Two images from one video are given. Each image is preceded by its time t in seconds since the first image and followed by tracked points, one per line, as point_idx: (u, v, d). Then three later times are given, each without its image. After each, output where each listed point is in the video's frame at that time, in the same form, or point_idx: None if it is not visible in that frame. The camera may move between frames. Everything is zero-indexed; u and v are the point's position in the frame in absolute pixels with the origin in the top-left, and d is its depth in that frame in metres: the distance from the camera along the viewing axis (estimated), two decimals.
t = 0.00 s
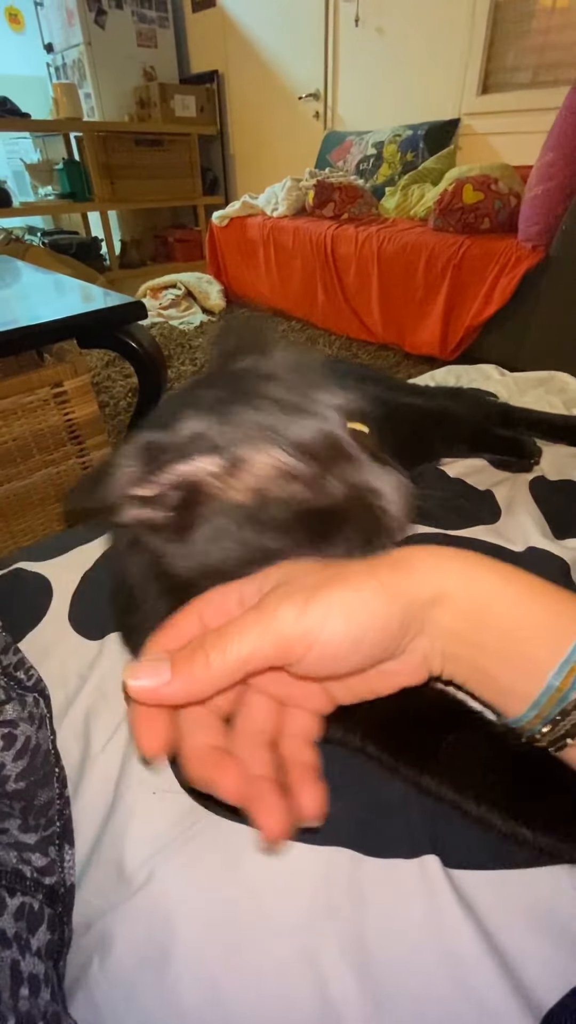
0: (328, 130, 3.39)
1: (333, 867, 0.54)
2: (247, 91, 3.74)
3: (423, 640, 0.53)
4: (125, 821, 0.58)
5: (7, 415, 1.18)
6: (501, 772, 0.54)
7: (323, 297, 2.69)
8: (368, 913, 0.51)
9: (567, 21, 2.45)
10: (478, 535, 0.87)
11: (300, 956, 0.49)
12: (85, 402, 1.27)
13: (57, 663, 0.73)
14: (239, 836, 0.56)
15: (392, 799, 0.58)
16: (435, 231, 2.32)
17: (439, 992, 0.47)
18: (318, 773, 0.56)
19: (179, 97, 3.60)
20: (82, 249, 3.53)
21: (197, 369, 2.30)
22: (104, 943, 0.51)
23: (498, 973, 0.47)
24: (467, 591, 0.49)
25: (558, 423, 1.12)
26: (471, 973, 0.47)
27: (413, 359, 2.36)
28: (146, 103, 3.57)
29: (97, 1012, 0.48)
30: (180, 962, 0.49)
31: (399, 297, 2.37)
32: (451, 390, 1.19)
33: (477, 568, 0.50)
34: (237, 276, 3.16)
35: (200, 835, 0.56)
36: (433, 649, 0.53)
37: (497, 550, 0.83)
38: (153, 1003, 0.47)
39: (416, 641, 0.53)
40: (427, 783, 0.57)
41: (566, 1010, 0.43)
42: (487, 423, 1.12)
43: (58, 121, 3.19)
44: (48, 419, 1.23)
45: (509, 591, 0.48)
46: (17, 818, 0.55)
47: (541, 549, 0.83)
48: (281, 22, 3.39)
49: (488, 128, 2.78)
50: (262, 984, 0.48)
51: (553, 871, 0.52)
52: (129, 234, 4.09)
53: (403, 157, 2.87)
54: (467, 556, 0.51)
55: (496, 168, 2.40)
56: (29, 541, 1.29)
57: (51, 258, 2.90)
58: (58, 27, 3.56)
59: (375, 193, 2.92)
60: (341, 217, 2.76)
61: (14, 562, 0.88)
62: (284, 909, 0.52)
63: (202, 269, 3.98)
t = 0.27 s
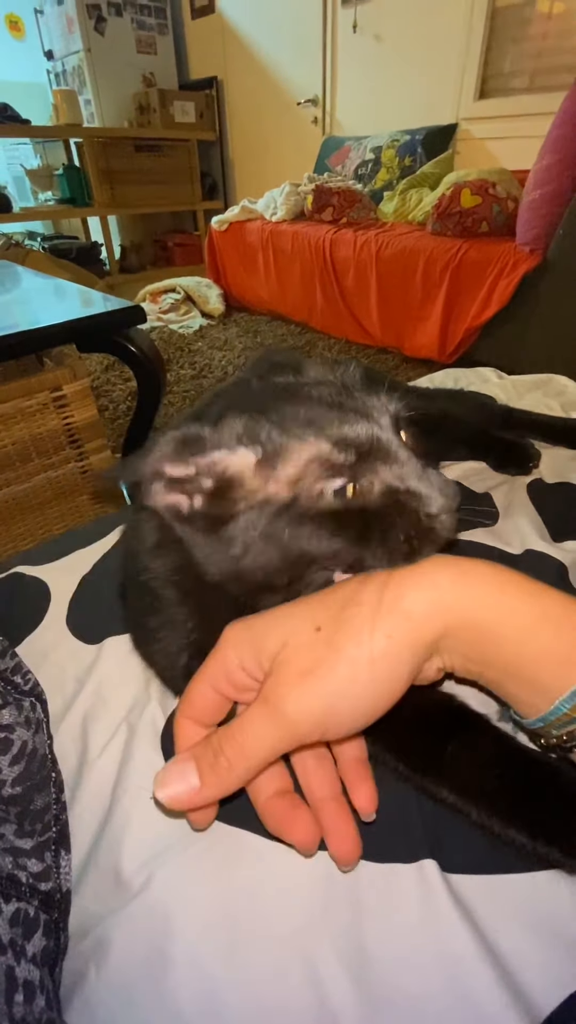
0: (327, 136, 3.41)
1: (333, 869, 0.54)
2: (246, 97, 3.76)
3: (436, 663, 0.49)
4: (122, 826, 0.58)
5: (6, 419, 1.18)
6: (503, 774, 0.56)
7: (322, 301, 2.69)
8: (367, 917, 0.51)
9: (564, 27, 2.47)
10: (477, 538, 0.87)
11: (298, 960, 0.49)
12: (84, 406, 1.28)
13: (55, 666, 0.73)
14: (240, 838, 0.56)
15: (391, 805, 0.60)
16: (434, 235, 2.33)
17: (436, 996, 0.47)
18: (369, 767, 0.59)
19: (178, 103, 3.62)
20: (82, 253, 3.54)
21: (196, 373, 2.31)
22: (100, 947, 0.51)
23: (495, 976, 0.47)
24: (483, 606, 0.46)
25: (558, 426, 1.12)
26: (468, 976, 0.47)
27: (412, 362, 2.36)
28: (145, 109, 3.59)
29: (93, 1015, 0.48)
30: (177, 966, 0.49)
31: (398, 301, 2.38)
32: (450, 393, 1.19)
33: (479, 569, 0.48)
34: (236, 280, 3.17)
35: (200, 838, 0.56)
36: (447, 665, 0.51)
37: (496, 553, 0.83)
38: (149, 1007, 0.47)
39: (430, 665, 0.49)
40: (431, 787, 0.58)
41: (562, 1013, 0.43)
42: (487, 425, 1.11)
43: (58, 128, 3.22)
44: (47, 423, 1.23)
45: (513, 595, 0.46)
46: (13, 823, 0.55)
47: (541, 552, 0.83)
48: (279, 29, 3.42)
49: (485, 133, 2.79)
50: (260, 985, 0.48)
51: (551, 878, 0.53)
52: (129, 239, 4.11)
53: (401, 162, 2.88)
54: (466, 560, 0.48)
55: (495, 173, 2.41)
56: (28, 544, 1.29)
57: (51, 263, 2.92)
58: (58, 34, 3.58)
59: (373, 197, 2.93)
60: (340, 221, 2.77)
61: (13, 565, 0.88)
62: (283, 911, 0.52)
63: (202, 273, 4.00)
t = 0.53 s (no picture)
0: (325, 141, 3.43)
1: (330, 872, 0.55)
2: (245, 102, 3.79)
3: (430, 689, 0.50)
4: (121, 829, 0.59)
5: (6, 424, 1.19)
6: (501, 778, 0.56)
7: (321, 305, 2.71)
8: (364, 918, 0.52)
9: (559, 33, 2.49)
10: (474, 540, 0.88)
11: (296, 961, 0.49)
12: (84, 411, 1.28)
13: (54, 669, 0.73)
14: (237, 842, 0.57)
15: (387, 810, 0.60)
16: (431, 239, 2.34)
17: (433, 994, 0.47)
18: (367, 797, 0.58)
19: (177, 109, 3.64)
20: (81, 258, 3.56)
21: (195, 376, 2.32)
22: (100, 949, 0.51)
23: (491, 975, 0.47)
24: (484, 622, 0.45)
25: (554, 429, 1.13)
26: (465, 975, 0.48)
27: (411, 366, 2.37)
28: (144, 114, 3.61)
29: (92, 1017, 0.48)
30: (176, 967, 0.49)
31: (396, 305, 2.39)
32: (447, 396, 1.20)
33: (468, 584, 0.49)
34: (235, 284, 3.19)
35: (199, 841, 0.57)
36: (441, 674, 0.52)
37: (493, 555, 0.84)
38: (147, 1008, 0.47)
39: (425, 691, 0.49)
40: (426, 793, 0.58)
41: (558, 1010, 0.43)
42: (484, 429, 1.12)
43: (57, 134, 3.24)
44: (47, 428, 1.24)
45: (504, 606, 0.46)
46: (14, 825, 0.55)
47: (537, 554, 0.84)
48: (277, 35, 3.44)
49: (482, 137, 2.81)
50: (259, 984, 0.48)
51: (546, 885, 0.53)
52: (129, 244, 4.13)
53: (398, 167, 2.90)
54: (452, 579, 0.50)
55: (491, 177, 2.42)
56: (28, 549, 1.30)
57: (50, 268, 2.93)
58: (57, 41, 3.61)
59: (371, 201, 2.95)
60: (338, 225, 2.79)
61: (13, 570, 0.89)
62: (281, 913, 0.52)
63: (201, 277, 4.02)
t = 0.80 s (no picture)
0: (323, 142, 3.44)
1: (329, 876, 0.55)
2: (242, 104, 3.79)
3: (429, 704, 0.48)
4: (119, 832, 0.58)
5: (4, 425, 1.18)
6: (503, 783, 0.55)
7: (319, 305, 2.71)
8: (365, 923, 0.51)
9: (556, 35, 2.50)
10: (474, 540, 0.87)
11: (297, 966, 0.49)
12: (82, 412, 1.28)
13: (52, 672, 0.73)
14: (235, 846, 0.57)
15: (388, 813, 0.60)
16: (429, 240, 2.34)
17: (436, 998, 0.47)
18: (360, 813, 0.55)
19: (175, 110, 3.64)
20: (79, 259, 3.56)
21: (193, 377, 2.31)
22: (98, 955, 0.51)
23: (494, 979, 0.47)
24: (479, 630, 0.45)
25: (553, 428, 1.13)
26: (468, 980, 0.47)
27: (409, 366, 2.37)
28: (142, 116, 3.62)
29: None
30: (175, 973, 0.49)
31: (394, 305, 2.39)
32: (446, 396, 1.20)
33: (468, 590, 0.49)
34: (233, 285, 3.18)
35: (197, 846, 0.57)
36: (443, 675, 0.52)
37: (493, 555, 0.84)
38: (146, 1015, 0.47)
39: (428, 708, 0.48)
40: (424, 798, 0.57)
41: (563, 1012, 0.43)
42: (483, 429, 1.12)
43: (55, 135, 3.23)
44: (44, 429, 1.23)
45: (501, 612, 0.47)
46: (11, 829, 0.55)
47: (538, 555, 0.83)
48: (275, 36, 3.44)
49: (479, 138, 2.82)
50: (258, 991, 0.48)
51: (543, 893, 0.52)
52: (127, 245, 4.12)
53: (396, 167, 2.90)
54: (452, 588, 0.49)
55: (489, 177, 2.43)
56: (26, 550, 1.29)
57: (48, 269, 2.93)
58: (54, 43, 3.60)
59: (369, 202, 2.95)
60: (336, 225, 2.78)
61: (11, 571, 0.88)
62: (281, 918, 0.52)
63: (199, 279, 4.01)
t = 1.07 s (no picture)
0: (320, 142, 3.44)
1: (328, 875, 0.55)
2: (239, 104, 3.79)
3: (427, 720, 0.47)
4: (117, 830, 0.58)
5: (2, 425, 1.18)
6: (502, 793, 0.55)
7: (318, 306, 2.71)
8: (363, 922, 0.51)
9: (553, 35, 2.50)
10: (474, 539, 0.87)
11: (296, 963, 0.49)
12: (80, 413, 1.28)
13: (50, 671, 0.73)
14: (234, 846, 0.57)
15: (388, 815, 0.60)
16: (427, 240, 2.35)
17: (432, 996, 0.47)
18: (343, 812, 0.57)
19: (172, 110, 3.64)
20: (77, 260, 3.55)
21: (191, 377, 2.32)
22: (96, 954, 0.50)
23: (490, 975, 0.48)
24: (477, 646, 0.43)
25: (552, 427, 1.13)
26: (463, 978, 0.48)
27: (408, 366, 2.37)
28: (140, 116, 3.62)
29: None
30: (173, 972, 0.49)
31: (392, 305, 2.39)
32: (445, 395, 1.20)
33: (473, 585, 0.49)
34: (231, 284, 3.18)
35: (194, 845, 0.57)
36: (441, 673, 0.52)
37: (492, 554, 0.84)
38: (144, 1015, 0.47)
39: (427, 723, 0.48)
40: (419, 798, 0.58)
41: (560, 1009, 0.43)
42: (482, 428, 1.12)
43: (52, 136, 3.23)
44: (42, 430, 1.23)
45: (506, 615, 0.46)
46: (9, 829, 0.55)
47: (537, 554, 0.84)
48: (272, 37, 3.45)
49: (476, 138, 2.82)
50: (255, 989, 0.48)
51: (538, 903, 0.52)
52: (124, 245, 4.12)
53: (393, 167, 2.89)
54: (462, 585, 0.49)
55: (486, 178, 2.43)
56: (24, 551, 1.29)
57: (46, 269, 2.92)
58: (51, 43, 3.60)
59: (367, 202, 2.96)
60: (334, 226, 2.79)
61: (9, 571, 0.88)
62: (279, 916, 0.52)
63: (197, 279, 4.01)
